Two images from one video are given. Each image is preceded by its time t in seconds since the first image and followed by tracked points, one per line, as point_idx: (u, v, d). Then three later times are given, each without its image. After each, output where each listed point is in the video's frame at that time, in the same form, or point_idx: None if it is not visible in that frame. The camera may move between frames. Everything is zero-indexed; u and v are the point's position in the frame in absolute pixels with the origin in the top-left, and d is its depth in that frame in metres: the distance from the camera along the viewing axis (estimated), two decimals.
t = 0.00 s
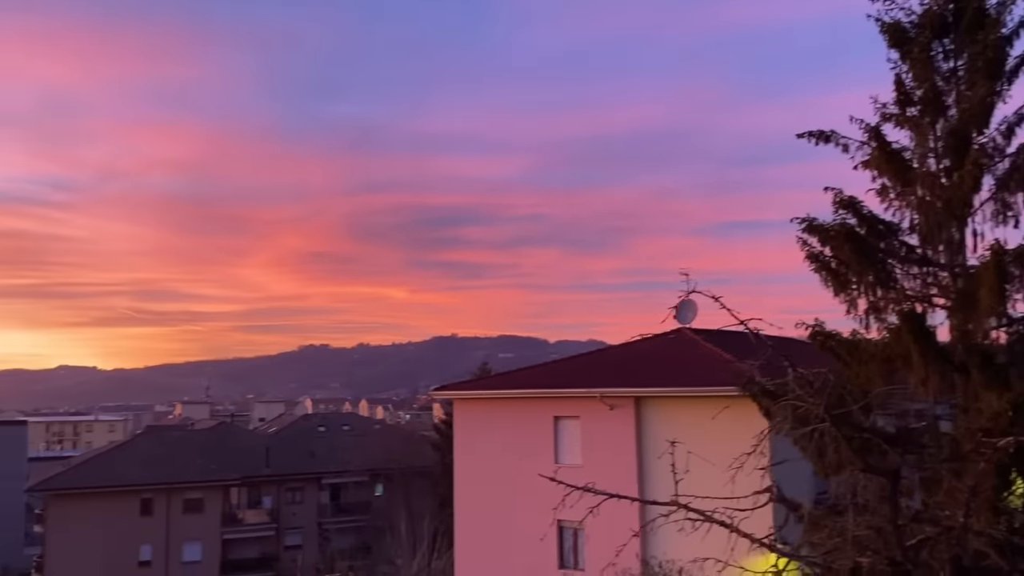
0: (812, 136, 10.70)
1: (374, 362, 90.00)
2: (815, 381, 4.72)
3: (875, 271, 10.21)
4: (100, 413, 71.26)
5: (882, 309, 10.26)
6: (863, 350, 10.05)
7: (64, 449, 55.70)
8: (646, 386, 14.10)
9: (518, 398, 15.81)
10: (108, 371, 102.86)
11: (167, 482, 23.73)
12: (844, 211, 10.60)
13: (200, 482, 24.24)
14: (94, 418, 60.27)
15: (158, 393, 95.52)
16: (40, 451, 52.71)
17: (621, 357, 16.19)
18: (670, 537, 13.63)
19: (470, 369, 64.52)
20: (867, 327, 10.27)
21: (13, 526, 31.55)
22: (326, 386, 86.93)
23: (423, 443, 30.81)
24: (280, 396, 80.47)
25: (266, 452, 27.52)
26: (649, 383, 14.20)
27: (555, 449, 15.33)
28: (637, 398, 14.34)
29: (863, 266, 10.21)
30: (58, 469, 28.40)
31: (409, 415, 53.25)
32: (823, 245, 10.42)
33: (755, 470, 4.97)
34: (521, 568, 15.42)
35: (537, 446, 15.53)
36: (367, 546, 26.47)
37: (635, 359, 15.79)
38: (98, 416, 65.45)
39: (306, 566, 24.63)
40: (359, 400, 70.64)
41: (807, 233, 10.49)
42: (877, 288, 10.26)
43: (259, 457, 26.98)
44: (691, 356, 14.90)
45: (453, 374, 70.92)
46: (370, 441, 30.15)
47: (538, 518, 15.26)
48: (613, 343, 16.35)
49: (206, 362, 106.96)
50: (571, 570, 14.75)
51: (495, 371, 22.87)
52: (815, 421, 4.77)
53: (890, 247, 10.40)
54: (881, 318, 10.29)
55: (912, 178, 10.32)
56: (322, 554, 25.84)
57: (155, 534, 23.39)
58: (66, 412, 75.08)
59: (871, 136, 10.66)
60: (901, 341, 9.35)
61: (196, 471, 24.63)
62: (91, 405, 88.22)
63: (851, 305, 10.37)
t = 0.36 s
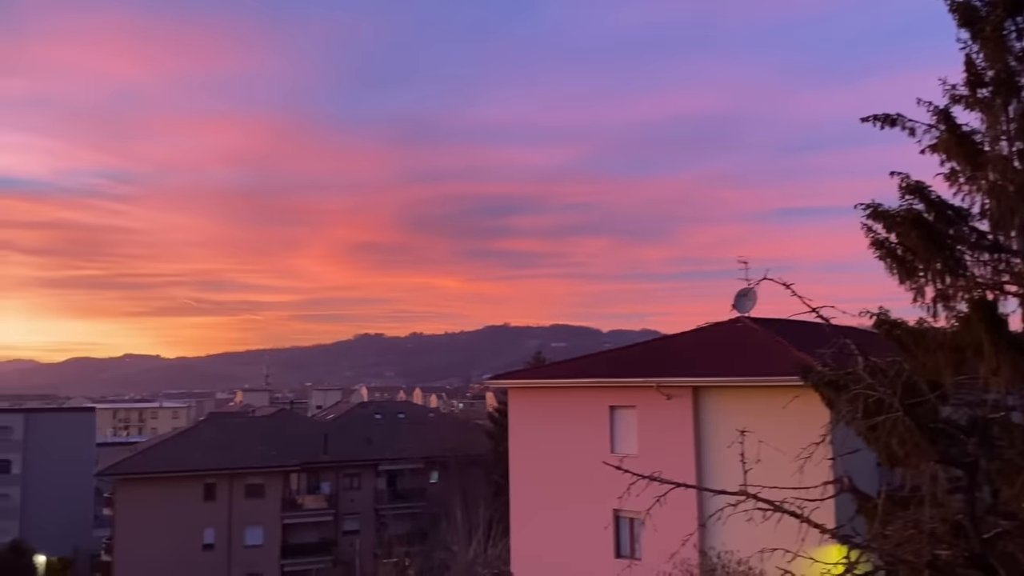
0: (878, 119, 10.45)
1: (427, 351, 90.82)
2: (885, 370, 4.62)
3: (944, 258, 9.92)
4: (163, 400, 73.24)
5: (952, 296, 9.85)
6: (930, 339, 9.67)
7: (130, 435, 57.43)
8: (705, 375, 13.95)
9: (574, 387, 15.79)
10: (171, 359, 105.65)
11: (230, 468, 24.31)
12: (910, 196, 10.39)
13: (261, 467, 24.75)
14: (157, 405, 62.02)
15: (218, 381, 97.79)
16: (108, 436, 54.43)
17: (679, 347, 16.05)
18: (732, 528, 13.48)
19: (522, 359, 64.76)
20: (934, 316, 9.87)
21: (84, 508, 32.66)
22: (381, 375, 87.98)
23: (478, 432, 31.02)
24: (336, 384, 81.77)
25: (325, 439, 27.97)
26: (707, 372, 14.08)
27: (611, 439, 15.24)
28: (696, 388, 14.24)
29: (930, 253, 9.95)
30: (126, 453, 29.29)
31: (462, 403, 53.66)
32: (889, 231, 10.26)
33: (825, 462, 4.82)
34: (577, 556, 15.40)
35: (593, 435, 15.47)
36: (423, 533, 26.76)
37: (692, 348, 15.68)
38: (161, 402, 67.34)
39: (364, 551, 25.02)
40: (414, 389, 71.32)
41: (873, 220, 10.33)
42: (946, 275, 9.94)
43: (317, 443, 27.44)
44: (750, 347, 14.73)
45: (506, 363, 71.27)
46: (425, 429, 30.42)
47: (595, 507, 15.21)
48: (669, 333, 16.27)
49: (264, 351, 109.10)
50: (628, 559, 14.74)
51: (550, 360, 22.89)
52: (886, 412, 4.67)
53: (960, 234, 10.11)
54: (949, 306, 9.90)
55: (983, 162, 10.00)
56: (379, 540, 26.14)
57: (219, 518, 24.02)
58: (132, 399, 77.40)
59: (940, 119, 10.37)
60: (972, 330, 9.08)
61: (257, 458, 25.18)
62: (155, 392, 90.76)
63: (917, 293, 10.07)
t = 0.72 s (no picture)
0: (947, 100, 10.15)
1: (480, 340, 91.28)
2: (960, 359, 4.47)
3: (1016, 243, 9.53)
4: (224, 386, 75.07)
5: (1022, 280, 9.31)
6: (998, 326, 9.26)
7: (193, 420, 58.97)
8: (764, 364, 13.73)
9: (628, 376, 15.68)
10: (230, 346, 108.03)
11: (289, 453, 24.80)
12: (981, 179, 10.00)
13: (319, 453, 25.16)
14: (218, 391, 63.57)
15: (275, 368, 99.74)
16: (171, 421, 56.03)
17: (738, 335, 15.83)
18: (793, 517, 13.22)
19: (575, 347, 64.76)
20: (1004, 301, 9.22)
21: (149, 491, 33.64)
22: (434, 363, 88.68)
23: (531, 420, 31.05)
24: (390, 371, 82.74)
25: (380, 425, 28.30)
26: (767, 361, 13.86)
27: (667, 428, 15.07)
28: (754, 376, 14.04)
29: (1002, 239, 9.58)
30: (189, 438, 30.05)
31: (515, 391, 53.87)
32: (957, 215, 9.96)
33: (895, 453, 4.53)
34: (632, 544, 15.33)
35: (649, 423, 15.33)
36: (478, 519, 26.87)
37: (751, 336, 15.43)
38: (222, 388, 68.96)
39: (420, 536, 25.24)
40: (466, 377, 71.78)
41: (941, 204, 10.07)
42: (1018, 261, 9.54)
43: (373, 429, 27.78)
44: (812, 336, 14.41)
45: (559, 351, 71.30)
46: (478, 416, 30.54)
47: (651, 495, 15.10)
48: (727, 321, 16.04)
49: (319, 338, 110.83)
50: (685, 548, 14.62)
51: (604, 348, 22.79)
52: (958, 402, 4.51)
53: None
54: (1020, 291, 9.31)
55: None
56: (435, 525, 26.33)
57: (278, 502, 24.53)
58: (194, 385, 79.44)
59: (1012, 99, 9.99)
60: None
61: (315, 443, 25.61)
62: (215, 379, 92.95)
63: (987, 280, 9.74)
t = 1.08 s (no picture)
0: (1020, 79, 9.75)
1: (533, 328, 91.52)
2: None
3: None
4: (282, 373, 76.61)
5: None
6: None
7: (253, 406, 60.32)
8: (825, 352, 13.47)
9: (683, 364, 15.54)
10: (287, 335, 110.06)
11: (346, 439, 25.23)
12: None
13: (375, 439, 25.53)
14: (277, 378, 64.87)
15: (331, 356, 101.34)
16: (233, 407, 57.35)
17: (797, 322, 15.55)
18: (858, 507, 12.98)
19: (629, 335, 64.51)
20: None
21: (212, 476, 34.50)
22: (487, 351, 89.16)
23: (585, 407, 31.05)
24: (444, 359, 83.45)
25: (435, 412, 28.59)
26: (828, 349, 13.60)
27: (725, 417, 14.90)
28: (815, 364, 13.80)
29: None
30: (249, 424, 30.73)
31: (568, 379, 53.91)
32: None
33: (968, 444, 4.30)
34: (689, 533, 15.24)
35: (705, 412, 15.20)
36: (533, 506, 26.95)
37: (811, 324, 15.14)
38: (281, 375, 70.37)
39: (476, 522, 25.66)
40: (519, 364, 72.02)
41: (1012, 186, 9.69)
42: None
43: (428, 417, 28.05)
44: (875, 324, 14.07)
45: (612, 340, 71.13)
46: (532, 404, 30.61)
47: (707, 485, 15.00)
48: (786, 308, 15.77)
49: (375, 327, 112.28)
50: (743, 537, 14.54)
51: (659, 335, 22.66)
52: None
53: None
54: None
55: None
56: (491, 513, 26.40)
57: (336, 487, 24.98)
58: (254, 372, 81.24)
59: None
60: None
61: (371, 430, 25.99)
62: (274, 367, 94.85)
63: None
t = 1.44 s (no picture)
0: None
1: (586, 318, 91.39)
2: None
3: None
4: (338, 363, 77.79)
5: None
6: None
7: (311, 395, 61.37)
8: (890, 341, 13.14)
9: (740, 354, 15.32)
10: (343, 325, 111.62)
11: (402, 429, 25.54)
12: None
13: (429, 428, 25.77)
14: (334, 368, 65.89)
15: (386, 346, 102.49)
16: (291, 396, 58.46)
17: (859, 311, 15.19)
18: (925, 499, 12.68)
19: (683, 326, 63.93)
20: None
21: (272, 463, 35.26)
22: (540, 340, 89.29)
23: (638, 397, 30.89)
24: (498, 349, 83.86)
25: (488, 402, 28.71)
26: (893, 337, 13.28)
27: (784, 408, 14.67)
28: (878, 353, 13.48)
29: None
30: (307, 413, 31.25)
31: (622, 369, 53.69)
32: None
33: None
34: (747, 524, 15.09)
35: (763, 402, 14.99)
36: (588, 496, 26.89)
37: (874, 313, 14.77)
38: (338, 365, 71.45)
39: (530, 511, 25.53)
40: (573, 354, 71.98)
41: None
42: None
43: (482, 406, 28.16)
44: (942, 312, 13.67)
45: (666, 330, 70.58)
46: (586, 394, 30.51)
47: (765, 476, 14.81)
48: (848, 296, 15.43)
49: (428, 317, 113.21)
50: (803, 530, 14.33)
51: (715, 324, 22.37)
52: None
53: None
54: None
55: None
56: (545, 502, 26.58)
57: (392, 476, 25.30)
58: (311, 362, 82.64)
59: None
60: None
61: (425, 419, 26.24)
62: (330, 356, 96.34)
63: None
